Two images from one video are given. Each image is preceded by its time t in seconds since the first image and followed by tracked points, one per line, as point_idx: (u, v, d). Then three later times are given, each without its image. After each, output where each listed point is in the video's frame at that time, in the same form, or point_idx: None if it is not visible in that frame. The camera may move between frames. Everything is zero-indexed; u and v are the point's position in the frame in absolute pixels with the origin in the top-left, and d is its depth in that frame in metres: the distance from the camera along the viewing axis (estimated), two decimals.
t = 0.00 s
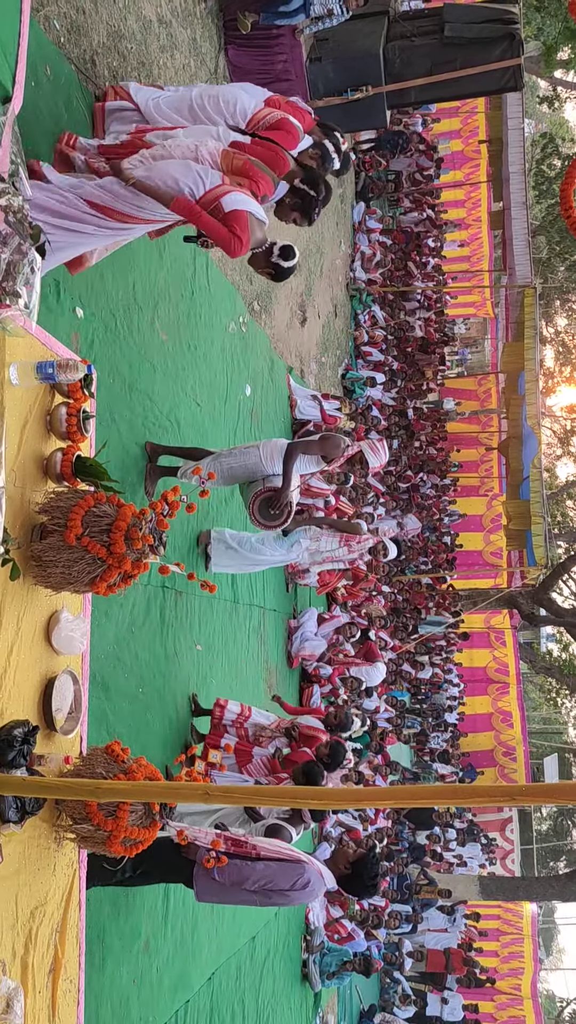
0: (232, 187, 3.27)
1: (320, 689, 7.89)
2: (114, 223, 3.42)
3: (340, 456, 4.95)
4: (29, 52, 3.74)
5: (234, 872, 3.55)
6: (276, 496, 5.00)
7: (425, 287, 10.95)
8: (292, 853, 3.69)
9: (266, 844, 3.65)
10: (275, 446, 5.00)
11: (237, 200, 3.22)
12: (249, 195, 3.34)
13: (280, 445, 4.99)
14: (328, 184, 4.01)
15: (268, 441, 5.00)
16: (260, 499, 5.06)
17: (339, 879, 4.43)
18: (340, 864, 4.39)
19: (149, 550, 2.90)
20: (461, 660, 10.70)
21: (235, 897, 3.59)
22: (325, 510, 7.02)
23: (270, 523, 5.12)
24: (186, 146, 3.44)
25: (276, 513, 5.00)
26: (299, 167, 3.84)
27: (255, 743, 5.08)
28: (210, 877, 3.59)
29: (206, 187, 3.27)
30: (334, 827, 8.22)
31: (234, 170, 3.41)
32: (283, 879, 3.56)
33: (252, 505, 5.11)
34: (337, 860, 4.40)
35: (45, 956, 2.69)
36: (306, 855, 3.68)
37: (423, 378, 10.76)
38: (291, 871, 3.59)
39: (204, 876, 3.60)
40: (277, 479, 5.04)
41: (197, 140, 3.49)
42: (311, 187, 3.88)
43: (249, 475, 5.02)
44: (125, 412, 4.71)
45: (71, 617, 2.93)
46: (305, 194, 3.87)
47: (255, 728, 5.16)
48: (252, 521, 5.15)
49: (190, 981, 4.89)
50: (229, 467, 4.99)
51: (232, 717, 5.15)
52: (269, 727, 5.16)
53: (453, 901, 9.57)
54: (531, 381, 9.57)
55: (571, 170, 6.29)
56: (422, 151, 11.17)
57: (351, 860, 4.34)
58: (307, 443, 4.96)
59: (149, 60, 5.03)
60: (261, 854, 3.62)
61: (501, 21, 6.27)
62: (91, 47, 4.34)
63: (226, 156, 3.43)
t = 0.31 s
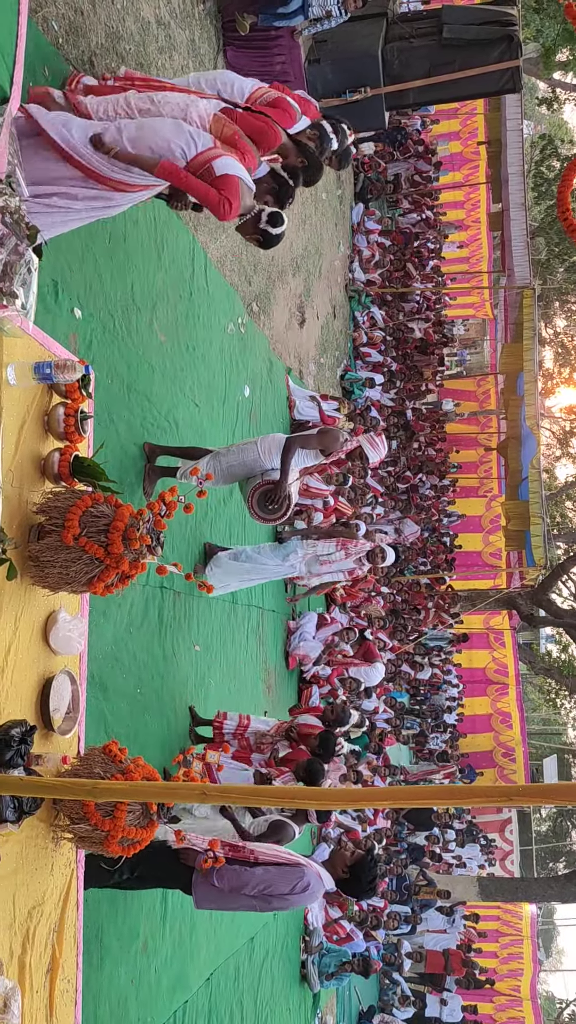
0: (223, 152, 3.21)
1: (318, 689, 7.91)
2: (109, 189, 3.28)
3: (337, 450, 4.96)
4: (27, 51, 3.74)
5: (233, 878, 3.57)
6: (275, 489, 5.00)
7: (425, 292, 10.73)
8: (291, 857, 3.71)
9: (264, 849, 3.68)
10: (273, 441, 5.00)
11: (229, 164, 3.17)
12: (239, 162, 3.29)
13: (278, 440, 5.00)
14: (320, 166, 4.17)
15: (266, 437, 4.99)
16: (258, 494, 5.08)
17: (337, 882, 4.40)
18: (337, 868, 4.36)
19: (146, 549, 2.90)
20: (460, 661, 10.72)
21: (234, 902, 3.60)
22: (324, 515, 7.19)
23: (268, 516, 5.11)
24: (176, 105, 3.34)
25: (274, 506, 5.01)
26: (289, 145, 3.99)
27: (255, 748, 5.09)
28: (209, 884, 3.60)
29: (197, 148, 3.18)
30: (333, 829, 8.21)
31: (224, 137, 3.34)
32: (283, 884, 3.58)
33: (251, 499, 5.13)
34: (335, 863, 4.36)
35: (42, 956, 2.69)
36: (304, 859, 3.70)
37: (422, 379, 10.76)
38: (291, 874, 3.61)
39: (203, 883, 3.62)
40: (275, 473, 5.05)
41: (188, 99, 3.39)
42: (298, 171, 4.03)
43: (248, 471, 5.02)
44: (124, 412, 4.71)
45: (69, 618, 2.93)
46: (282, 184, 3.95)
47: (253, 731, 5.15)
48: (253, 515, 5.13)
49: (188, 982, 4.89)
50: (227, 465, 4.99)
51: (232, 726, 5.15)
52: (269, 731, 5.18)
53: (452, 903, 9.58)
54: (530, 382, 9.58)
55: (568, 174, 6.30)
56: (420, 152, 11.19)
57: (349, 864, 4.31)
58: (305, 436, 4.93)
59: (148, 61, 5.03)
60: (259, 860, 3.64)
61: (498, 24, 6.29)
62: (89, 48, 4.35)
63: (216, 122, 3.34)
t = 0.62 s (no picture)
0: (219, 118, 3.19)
1: (318, 690, 7.82)
2: (105, 166, 3.26)
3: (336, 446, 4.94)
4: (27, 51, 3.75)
5: (234, 888, 3.60)
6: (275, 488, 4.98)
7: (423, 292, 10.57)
8: (290, 861, 3.75)
9: (262, 855, 3.72)
10: (272, 440, 4.99)
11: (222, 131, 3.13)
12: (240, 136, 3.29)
13: (276, 439, 4.99)
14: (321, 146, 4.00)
15: (264, 435, 4.99)
16: (258, 491, 5.14)
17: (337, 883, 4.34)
18: (335, 868, 4.31)
19: (145, 549, 2.90)
20: (459, 661, 10.73)
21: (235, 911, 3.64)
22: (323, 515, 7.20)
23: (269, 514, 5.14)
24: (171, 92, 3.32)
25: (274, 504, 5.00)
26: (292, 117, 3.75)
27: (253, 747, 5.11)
28: (210, 895, 3.64)
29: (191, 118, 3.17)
30: (332, 829, 8.21)
31: (229, 116, 3.37)
32: (284, 889, 3.62)
33: (251, 498, 5.18)
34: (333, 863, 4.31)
35: (42, 957, 2.68)
36: (303, 862, 3.73)
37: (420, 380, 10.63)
38: (291, 879, 3.65)
39: (204, 896, 3.65)
40: (275, 472, 5.05)
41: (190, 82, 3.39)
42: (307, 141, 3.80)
43: (247, 470, 5.02)
44: (123, 412, 4.71)
45: (68, 618, 2.93)
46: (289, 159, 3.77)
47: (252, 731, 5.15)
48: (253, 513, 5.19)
49: (188, 982, 4.89)
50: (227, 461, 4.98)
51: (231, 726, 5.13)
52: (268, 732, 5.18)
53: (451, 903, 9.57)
54: (529, 383, 9.56)
55: (566, 176, 6.30)
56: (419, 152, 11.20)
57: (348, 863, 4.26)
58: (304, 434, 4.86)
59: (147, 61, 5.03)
60: (258, 867, 3.69)
61: (498, 25, 6.29)
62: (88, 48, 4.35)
63: (220, 103, 3.36)
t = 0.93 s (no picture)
0: (225, 123, 3.44)
1: (318, 689, 7.94)
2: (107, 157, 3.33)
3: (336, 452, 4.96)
4: (25, 51, 3.75)
5: (228, 899, 3.53)
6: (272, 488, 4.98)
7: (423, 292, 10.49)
8: (285, 872, 3.69)
9: (258, 866, 3.65)
10: (273, 440, 5.01)
11: (227, 138, 3.41)
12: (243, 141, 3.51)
13: (277, 439, 5.00)
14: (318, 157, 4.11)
15: (265, 434, 5.01)
16: (255, 492, 5.09)
17: (333, 892, 4.20)
18: (333, 877, 4.14)
19: (143, 550, 2.90)
20: (459, 661, 10.65)
21: (229, 922, 3.55)
22: (322, 516, 7.27)
23: (265, 515, 5.08)
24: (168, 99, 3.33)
25: (271, 504, 4.99)
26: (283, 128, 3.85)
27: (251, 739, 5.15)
28: (205, 908, 3.56)
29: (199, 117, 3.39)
30: (331, 829, 8.23)
31: (232, 119, 3.54)
32: (279, 902, 3.53)
33: (249, 498, 5.13)
34: (331, 872, 4.17)
35: (39, 957, 2.68)
36: (298, 875, 3.68)
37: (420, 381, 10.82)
38: (286, 891, 3.57)
39: (197, 911, 3.56)
40: (274, 472, 5.06)
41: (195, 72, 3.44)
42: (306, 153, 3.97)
43: (246, 465, 5.03)
44: (121, 412, 4.72)
45: (66, 618, 2.93)
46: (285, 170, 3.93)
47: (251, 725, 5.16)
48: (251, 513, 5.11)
49: (187, 983, 4.90)
50: (224, 458, 4.99)
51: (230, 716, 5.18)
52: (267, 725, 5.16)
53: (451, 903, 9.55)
54: (528, 383, 9.55)
55: (565, 176, 6.29)
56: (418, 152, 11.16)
57: (346, 874, 4.11)
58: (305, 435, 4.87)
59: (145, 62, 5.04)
60: (254, 878, 3.61)
61: (497, 25, 6.28)
62: (86, 47, 4.35)
63: (224, 103, 3.53)
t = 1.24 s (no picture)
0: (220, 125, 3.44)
1: (316, 690, 7.89)
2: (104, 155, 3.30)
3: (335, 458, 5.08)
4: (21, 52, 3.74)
5: (218, 920, 3.36)
6: (267, 489, 4.97)
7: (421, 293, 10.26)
8: (277, 891, 3.47)
9: (250, 885, 3.46)
10: (271, 441, 5.01)
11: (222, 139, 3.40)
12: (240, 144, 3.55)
13: (276, 440, 5.01)
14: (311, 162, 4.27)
15: (264, 435, 5.00)
16: (252, 493, 5.04)
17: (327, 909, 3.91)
18: (327, 895, 3.86)
19: (139, 551, 2.91)
20: (457, 662, 10.64)
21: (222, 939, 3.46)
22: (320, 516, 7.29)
23: (262, 516, 5.02)
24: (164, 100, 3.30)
25: (266, 508, 4.96)
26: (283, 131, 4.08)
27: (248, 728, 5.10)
28: (196, 927, 3.39)
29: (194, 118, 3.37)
30: (329, 830, 8.25)
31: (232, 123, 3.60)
32: (270, 924, 3.36)
33: (245, 499, 5.07)
34: (324, 889, 3.88)
35: (35, 959, 2.68)
36: (292, 894, 3.48)
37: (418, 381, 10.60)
38: (278, 914, 3.38)
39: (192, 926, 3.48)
40: (271, 473, 5.04)
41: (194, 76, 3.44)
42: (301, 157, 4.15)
43: (244, 464, 5.00)
44: (119, 413, 4.71)
45: (62, 619, 2.93)
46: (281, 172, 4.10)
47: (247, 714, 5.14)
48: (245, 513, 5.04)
49: (184, 983, 4.90)
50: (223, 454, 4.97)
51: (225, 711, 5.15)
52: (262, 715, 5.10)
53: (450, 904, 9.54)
54: (526, 384, 9.52)
55: (560, 178, 6.27)
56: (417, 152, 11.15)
57: (340, 891, 3.82)
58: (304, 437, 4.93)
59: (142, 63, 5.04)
60: (245, 899, 3.41)
61: (494, 26, 6.29)
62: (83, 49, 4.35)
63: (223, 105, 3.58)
